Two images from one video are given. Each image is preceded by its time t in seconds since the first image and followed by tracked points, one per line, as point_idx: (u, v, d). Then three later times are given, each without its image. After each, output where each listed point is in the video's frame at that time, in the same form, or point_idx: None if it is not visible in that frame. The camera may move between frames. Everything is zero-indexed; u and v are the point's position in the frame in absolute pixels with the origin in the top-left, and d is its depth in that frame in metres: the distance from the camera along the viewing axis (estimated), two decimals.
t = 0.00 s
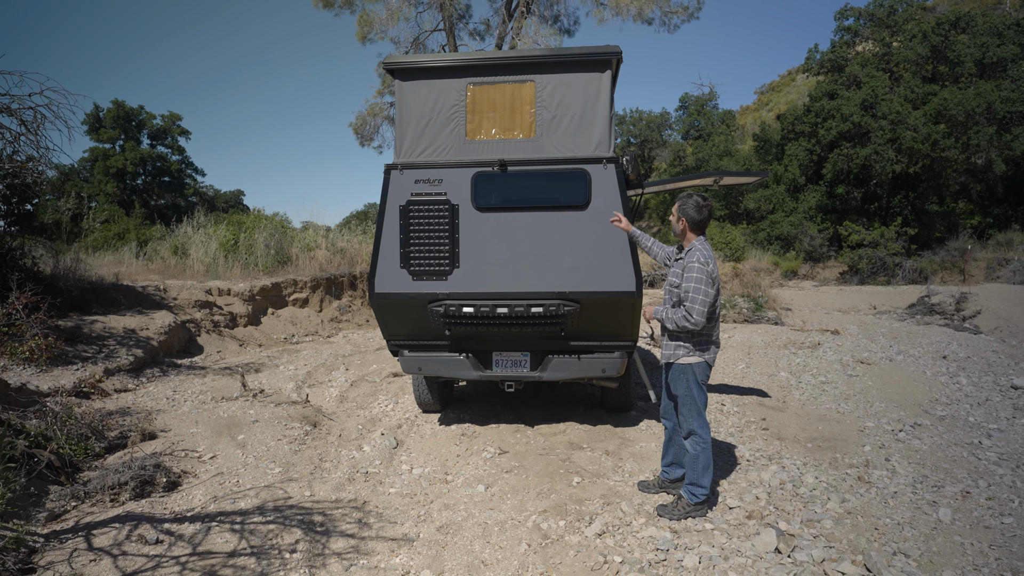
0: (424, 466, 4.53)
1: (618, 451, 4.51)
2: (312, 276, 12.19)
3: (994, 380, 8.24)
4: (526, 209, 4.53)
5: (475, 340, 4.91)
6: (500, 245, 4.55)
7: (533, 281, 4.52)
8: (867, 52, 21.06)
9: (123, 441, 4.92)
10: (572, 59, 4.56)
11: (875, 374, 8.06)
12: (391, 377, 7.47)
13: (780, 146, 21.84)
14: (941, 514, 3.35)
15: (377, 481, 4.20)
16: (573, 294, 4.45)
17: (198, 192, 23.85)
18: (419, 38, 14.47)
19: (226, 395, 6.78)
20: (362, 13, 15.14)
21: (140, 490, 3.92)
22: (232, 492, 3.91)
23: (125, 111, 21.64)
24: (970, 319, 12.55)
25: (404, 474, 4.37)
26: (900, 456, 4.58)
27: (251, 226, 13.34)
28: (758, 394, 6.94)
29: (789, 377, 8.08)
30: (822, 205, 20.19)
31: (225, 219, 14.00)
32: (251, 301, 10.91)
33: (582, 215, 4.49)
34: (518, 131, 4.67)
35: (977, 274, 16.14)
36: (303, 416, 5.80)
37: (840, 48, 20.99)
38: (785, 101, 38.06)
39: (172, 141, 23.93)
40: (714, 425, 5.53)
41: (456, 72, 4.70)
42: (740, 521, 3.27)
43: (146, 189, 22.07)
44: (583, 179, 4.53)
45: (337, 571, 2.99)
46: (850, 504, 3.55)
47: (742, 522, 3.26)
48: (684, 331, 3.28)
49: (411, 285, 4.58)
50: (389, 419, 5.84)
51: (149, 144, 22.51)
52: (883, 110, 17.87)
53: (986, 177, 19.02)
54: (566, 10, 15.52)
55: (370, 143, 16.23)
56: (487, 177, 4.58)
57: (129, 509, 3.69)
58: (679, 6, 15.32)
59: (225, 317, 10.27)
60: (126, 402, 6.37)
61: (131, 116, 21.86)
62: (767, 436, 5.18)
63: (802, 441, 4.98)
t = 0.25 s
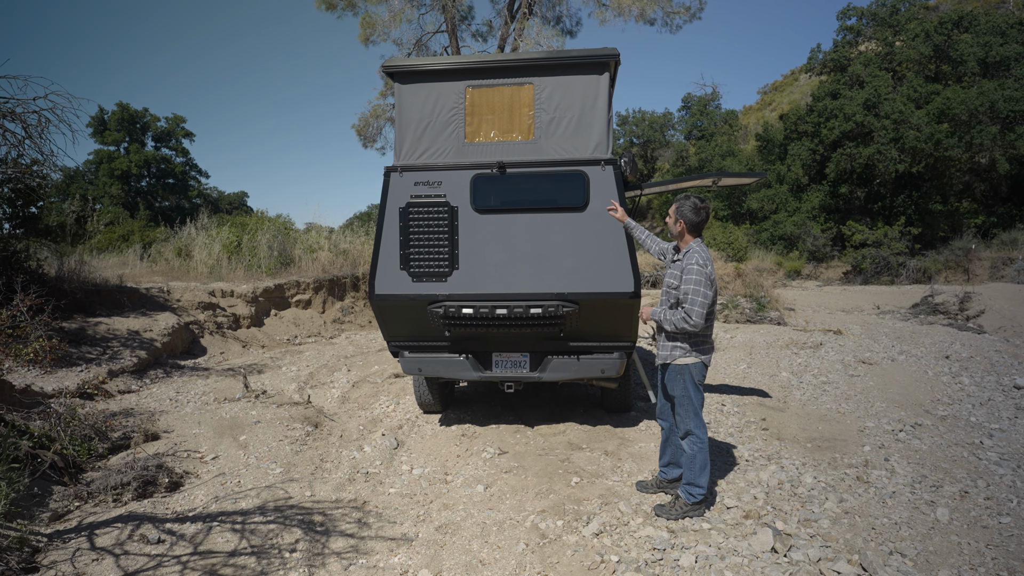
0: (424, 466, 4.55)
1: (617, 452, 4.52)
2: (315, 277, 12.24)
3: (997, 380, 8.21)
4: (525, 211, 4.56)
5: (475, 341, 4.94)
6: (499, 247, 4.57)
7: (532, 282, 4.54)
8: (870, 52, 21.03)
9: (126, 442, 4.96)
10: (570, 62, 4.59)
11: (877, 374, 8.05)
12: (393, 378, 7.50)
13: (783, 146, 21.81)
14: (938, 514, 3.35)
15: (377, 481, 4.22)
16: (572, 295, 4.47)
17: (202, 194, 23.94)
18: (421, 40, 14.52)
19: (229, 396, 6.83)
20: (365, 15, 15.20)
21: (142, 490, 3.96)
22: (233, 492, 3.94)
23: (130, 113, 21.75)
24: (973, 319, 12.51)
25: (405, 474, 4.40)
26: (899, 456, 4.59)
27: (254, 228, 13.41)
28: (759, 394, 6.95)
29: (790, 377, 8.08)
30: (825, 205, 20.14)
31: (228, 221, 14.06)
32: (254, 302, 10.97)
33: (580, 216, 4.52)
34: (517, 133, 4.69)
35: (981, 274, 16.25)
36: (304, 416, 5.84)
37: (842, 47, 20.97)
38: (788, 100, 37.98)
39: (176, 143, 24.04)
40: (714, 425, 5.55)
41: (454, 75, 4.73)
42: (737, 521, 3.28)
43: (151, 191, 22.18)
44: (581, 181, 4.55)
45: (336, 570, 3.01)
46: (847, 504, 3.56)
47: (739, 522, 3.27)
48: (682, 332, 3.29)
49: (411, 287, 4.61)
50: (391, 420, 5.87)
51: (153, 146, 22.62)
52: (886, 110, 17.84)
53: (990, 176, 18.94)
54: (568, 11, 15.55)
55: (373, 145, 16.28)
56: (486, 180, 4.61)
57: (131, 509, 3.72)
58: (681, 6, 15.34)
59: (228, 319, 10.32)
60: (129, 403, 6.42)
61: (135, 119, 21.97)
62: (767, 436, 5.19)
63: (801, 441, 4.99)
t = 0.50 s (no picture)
0: (420, 467, 4.55)
1: (613, 452, 4.51)
2: (315, 278, 12.27)
3: (998, 380, 8.17)
4: (520, 212, 4.56)
5: (471, 341, 4.93)
6: (495, 247, 4.57)
7: (528, 282, 4.54)
8: (872, 52, 20.99)
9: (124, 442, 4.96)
10: (566, 62, 4.58)
11: (877, 375, 8.02)
12: (392, 379, 7.50)
13: (786, 146, 21.78)
14: (934, 515, 3.34)
15: (372, 481, 4.22)
16: (568, 295, 4.47)
17: (205, 195, 24.01)
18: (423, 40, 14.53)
19: (228, 396, 6.84)
20: (367, 16, 15.21)
21: (138, 490, 3.96)
22: (228, 492, 3.94)
23: (133, 115, 21.83)
24: (976, 320, 12.46)
25: (400, 475, 4.40)
26: (896, 457, 4.57)
27: (255, 229, 13.44)
28: (757, 395, 6.93)
29: (789, 377, 8.06)
30: (828, 205, 20.08)
31: (230, 222, 14.10)
32: (255, 303, 11.00)
33: (576, 216, 4.51)
34: (513, 133, 4.68)
35: (985, 274, 16.19)
36: (302, 417, 5.85)
37: (845, 47, 20.94)
38: (791, 100, 37.91)
39: (179, 144, 24.11)
40: (711, 425, 5.54)
41: (450, 76, 4.72)
42: (731, 522, 3.27)
43: (154, 192, 22.25)
44: (577, 181, 4.55)
45: (329, 570, 3.01)
46: (843, 505, 3.54)
47: (732, 523, 3.26)
48: (677, 333, 3.27)
49: (407, 287, 4.61)
50: (388, 420, 5.88)
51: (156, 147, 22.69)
52: (889, 110, 17.79)
53: (993, 176, 18.87)
54: (570, 12, 15.56)
55: (374, 145, 16.30)
56: (482, 180, 4.61)
57: (126, 509, 3.71)
58: (683, 7, 15.32)
59: (229, 319, 10.34)
60: (128, 404, 6.43)
61: (139, 120, 22.05)
62: (764, 436, 5.17)
63: (798, 441, 4.97)
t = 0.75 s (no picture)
0: (412, 468, 4.54)
1: (606, 453, 4.50)
2: (315, 279, 12.29)
3: (999, 382, 8.12)
4: (513, 212, 4.55)
5: (464, 342, 4.93)
6: (487, 248, 4.57)
7: (521, 283, 4.53)
8: (875, 52, 20.94)
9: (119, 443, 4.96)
10: (558, 62, 4.58)
11: (876, 376, 7.98)
12: (388, 380, 7.50)
13: (788, 146, 21.74)
14: (925, 517, 3.31)
15: (363, 482, 4.21)
16: (560, 296, 4.47)
17: (208, 196, 24.08)
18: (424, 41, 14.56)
19: (225, 397, 6.85)
20: (368, 18, 15.25)
21: (129, 491, 3.94)
22: (220, 493, 3.93)
23: (136, 116, 21.89)
24: (979, 320, 12.38)
25: (392, 476, 4.39)
26: (891, 458, 4.53)
27: (256, 230, 13.47)
28: (754, 396, 6.90)
29: (787, 378, 8.02)
30: (831, 206, 20.02)
31: (231, 223, 14.13)
32: (255, 304, 11.02)
33: (568, 217, 4.50)
34: (505, 134, 4.68)
35: (988, 274, 16.10)
36: (297, 418, 5.84)
37: (847, 47, 20.92)
38: (794, 101, 37.82)
39: (182, 146, 24.20)
40: (706, 426, 5.51)
41: (443, 77, 4.72)
42: (720, 524, 3.26)
43: (157, 194, 22.33)
44: (569, 182, 4.54)
45: (315, 572, 3.01)
46: (834, 507, 3.51)
47: (721, 524, 3.25)
48: (666, 333, 3.25)
49: (400, 288, 4.61)
50: (383, 421, 5.87)
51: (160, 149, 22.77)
52: (891, 110, 17.75)
53: (997, 176, 18.77)
54: (572, 13, 15.56)
55: (375, 147, 16.32)
56: (475, 181, 4.60)
57: (117, 510, 3.70)
58: (685, 7, 15.31)
59: (228, 320, 10.36)
60: (125, 404, 6.43)
61: (142, 121, 22.12)
62: (759, 438, 5.15)
63: (793, 443, 4.95)
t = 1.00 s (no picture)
0: (406, 469, 4.52)
1: (599, 455, 4.48)
2: (315, 280, 12.32)
3: (1001, 384, 8.04)
4: (506, 213, 4.54)
5: (458, 343, 4.92)
6: (481, 249, 4.56)
7: (514, 285, 4.52)
8: (878, 52, 20.87)
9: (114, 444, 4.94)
10: (551, 63, 4.57)
11: (876, 377, 7.93)
12: (386, 381, 7.49)
13: (791, 147, 21.70)
14: (919, 520, 3.28)
15: (356, 484, 4.20)
16: (553, 297, 4.45)
17: (212, 198, 24.15)
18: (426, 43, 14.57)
19: (222, 398, 6.85)
20: (371, 19, 15.26)
21: (122, 492, 3.92)
22: (212, 494, 3.92)
23: (140, 118, 21.97)
24: (982, 322, 12.29)
25: (385, 477, 4.38)
26: (887, 461, 4.50)
27: (256, 231, 13.48)
28: (752, 398, 6.87)
29: (786, 380, 7.98)
30: (834, 207, 19.95)
31: (232, 224, 14.16)
32: (255, 305, 11.03)
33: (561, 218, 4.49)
34: (498, 135, 4.67)
35: (993, 275, 16.05)
36: (293, 419, 5.84)
37: (850, 48, 20.89)
38: (798, 102, 37.73)
39: (186, 147, 24.28)
40: (702, 428, 5.48)
41: (436, 78, 4.72)
42: (711, 526, 3.24)
43: (161, 195, 22.40)
44: (562, 183, 4.53)
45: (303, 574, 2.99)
46: (828, 510, 3.48)
47: (713, 527, 3.23)
48: (657, 335, 3.23)
49: (393, 289, 4.60)
50: (379, 422, 5.86)
51: (163, 150, 22.84)
52: (894, 111, 17.71)
53: (1000, 177, 18.65)
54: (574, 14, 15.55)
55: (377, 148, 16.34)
56: (468, 182, 4.59)
57: (108, 511, 3.68)
58: (687, 8, 15.29)
59: (228, 321, 10.38)
60: (122, 405, 6.43)
61: (146, 123, 22.19)
62: (755, 440, 5.12)
63: (789, 445, 4.91)
